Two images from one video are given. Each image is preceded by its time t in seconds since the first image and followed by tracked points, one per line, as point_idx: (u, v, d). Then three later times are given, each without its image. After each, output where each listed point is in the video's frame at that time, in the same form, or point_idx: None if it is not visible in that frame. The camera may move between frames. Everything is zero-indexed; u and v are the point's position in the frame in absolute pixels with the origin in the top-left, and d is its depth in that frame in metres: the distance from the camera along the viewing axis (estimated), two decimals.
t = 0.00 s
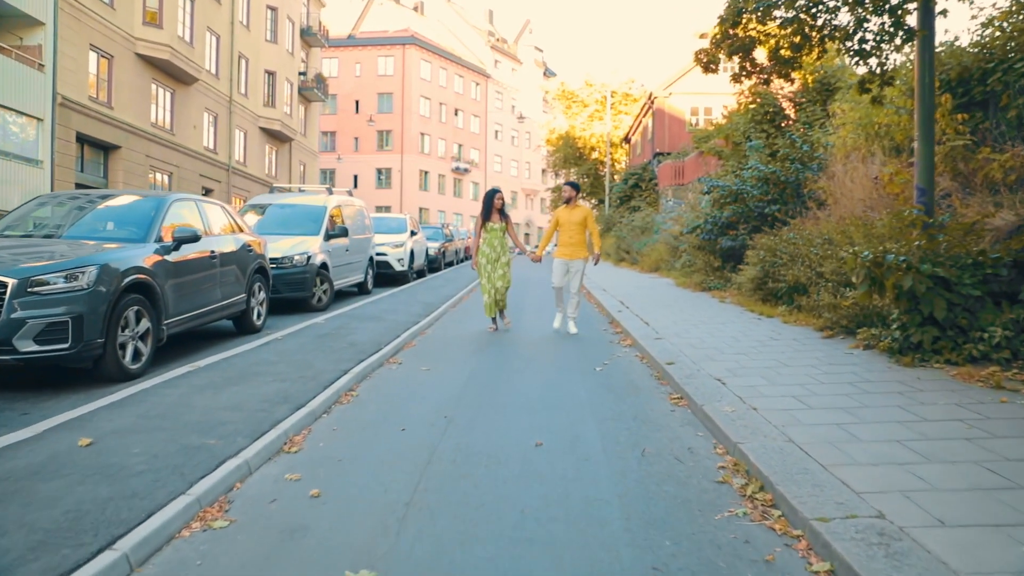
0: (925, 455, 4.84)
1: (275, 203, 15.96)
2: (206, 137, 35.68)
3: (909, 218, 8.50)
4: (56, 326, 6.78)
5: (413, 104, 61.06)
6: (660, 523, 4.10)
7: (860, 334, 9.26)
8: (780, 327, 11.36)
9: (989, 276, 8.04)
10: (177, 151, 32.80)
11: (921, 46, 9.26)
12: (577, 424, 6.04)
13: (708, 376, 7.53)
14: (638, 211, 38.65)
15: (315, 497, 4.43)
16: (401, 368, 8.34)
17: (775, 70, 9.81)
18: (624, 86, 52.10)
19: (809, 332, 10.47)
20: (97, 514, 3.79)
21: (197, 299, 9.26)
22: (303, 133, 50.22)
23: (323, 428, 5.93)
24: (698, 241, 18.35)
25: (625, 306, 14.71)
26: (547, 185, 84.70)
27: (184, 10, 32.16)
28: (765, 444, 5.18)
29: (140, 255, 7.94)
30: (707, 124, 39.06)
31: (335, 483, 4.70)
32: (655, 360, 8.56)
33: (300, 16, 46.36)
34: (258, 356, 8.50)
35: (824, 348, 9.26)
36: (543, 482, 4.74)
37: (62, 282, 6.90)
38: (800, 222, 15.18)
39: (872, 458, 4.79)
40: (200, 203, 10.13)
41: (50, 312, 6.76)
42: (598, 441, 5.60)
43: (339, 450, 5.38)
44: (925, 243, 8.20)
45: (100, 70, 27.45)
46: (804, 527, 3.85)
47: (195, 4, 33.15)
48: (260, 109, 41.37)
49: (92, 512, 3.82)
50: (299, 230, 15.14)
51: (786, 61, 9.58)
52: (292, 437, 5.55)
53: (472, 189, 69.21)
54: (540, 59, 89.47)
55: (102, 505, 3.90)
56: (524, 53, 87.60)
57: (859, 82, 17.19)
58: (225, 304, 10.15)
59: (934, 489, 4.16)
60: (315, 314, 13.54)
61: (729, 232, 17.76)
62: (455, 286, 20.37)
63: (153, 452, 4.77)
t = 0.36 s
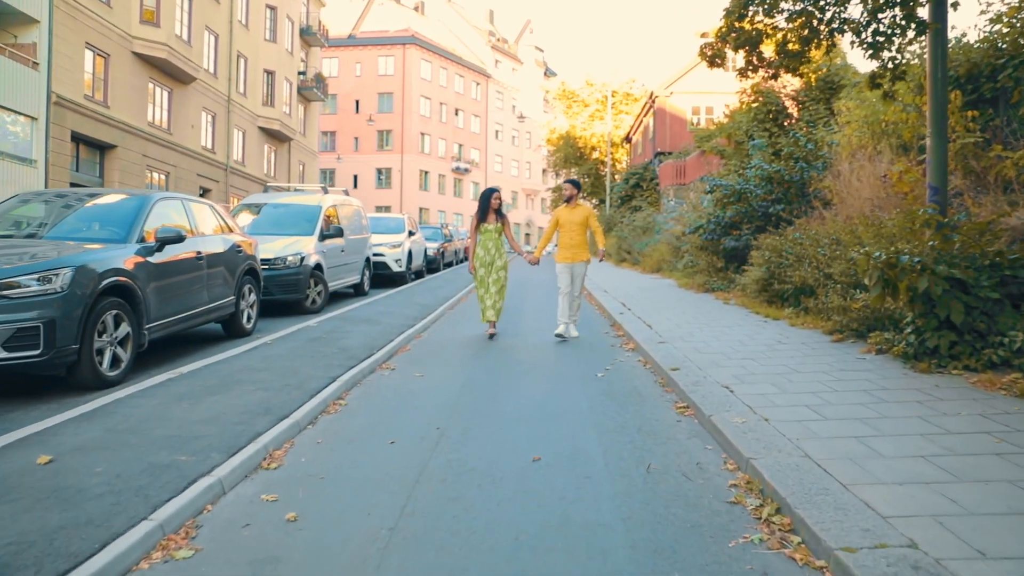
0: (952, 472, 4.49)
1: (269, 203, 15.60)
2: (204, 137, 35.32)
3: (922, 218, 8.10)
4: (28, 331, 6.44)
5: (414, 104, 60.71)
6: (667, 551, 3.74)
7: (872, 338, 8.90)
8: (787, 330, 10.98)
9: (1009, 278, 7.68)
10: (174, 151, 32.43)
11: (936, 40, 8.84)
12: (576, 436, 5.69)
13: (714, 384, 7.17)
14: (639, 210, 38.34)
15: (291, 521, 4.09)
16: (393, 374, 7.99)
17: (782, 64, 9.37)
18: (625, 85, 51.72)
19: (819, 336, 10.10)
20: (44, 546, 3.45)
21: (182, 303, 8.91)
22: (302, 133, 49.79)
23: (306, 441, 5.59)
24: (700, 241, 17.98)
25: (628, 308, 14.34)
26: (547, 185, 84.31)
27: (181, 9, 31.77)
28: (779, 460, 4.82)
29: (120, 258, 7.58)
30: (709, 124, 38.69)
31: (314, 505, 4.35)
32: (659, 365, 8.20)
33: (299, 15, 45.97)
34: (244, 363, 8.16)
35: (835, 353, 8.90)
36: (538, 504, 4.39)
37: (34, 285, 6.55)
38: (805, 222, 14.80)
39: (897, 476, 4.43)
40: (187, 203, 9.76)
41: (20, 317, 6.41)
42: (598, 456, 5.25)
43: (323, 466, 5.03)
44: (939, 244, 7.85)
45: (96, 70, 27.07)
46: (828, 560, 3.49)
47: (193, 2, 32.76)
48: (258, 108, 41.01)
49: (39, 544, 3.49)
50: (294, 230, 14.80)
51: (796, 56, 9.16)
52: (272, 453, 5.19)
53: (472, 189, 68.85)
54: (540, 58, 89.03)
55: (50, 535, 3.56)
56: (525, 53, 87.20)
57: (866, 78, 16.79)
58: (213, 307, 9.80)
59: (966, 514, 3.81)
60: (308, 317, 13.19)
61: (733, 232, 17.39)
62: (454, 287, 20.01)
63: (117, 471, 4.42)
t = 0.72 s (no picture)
0: (986, 495, 4.14)
1: (263, 203, 15.24)
2: (201, 137, 34.98)
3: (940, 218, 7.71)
4: None
5: (414, 103, 60.35)
6: None
7: (885, 343, 8.56)
8: (795, 333, 10.62)
9: None
10: (171, 151, 32.07)
11: (951, 31, 8.46)
12: (576, 450, 5.34)
13: (721, 392, 6.82)
14: (640, 210, 38.06)
15: (264, 549, 3.74)
16: (385, 381, 7.63)
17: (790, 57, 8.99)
18: (625, 85, 51.37)
19: (828, 340, 9.73)
20: None
21: (167, 306, 8.56)
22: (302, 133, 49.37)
23: (288, 455, 5.24)
24: (703, 242, 17.61)
25: (630, 309, 13.98)
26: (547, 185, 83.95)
27: (178, 7, 31.39)
28: (796, 479, 4.47)
29: (99, 259, 7.24)
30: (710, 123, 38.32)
31: (290, 530, 4.00)
32: (663, 371, 7.85)
33: (298, 14, 45.62)
34: (230, 369, 7.81)
35: (846, 358, 8.55)
36: (535, 529, 4.04)
37: (5, 288, 6.19)
38: (811, 222, 14.44)
39: (926, 500, 4.08)
40: (171, 202, 9.39)
41: None
42: (600, 473, 4.90)
43: (304, 485, 4.68)
44: (955, 245, 7.49)
45: (92, 68, 26.68)
46: None
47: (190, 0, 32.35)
48: (256, 108, 40.66)
49: None
50: (287, 231, 14.45)
51: (807, 48, 8.79)
52: (250, 469, 4.84)
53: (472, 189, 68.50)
54: (539, 57, 88.63)
55: None
56: (525, 53, 86.82)
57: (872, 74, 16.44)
58: (201, 310, 9.44)
59: (1007, 547, 3.47)
60: (302, 320, 12.83)
61: (736, 232, 17.02)
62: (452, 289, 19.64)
63: (78, 492, 4.07)
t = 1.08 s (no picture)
0: None
1: (257, 203, 14.88)
2: (198, 135, 34.63)
3: (957, 218, 7.39)
4: None
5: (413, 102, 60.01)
6: None
7: (900, 348, 8.20)
8: (803, 336, 10.25)
9: None
10: (167, 150, 31.72)
11: (966, 24, 8.11)
12: (579, 465, 4.99)
13: (731, 400, 6.45)
14: (641, 209, 37.88)
15: None
16: (377, 388, 7.28)
17: (799, 50, 8.65)
18: (626, 84, 51.02)
19: (838, 344, 9.37)
20: None
21: (151, 309, 8.21)
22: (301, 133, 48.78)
23: (270, 471, 4.89)
24: (706, 242, 17.23)
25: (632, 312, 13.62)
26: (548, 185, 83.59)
27: (174, 4, 31.04)
28: (816, 499, 4.11)
29: (77, 260, 6.89)
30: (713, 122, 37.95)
31: (264, 557, 3.65)
32: (668, 378, 7.48)
33: (296, 12, 45.27)
34: (215, 375, 7.46)
35: (859, 363, 8.18)
36: (533, 555, 3.70)
37: None
38: (817, 221, 14.10)
39: (961, 524, 3.72)
40: (155, 201, 9.04)
41: None
42: (603, 492, 4.55)
43: (284, 504, 4.33)
44: (972, 245, 7.14)
45: (86, 66, 26.38)
46: None
47: None
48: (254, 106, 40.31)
49: None
50: (281, 231, 14.09)
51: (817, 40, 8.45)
52: (227, 487, 4.49)
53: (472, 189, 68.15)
54: (539, 57, 88.21)
55: None
56: (525, 52, 86.47)
57: (879, 71, 16.10)
58: (187, 313, 9.08)
59: None
60: (295, 322, 12.48)
61: (740, 233, 16.66)
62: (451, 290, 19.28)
63: (34, 516, 3.74)
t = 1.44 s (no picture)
0: None
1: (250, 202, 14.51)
2: (195, 134, 34.27)
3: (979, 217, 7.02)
4: None
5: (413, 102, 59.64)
6: None
7: (916, 354, 7.84)
8: (812, 340, 9.88)
9: None
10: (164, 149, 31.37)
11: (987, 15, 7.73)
12: (582, 485, 4.63)
13: (743, 411, 6.08)
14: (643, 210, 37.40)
15: None
16: (368, 397, 6.91)
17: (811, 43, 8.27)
18: (627, 83, 50.66)
19: (850, 349, 8.99)
20: None
21: (134, 313, 7.86)
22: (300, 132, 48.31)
23: (248, 490, 4.53)
24: (710, 242, 16.85)
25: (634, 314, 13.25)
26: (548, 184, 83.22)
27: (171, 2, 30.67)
28: (843, 527, 3.75)
29: (53, 265, 6.54)
30: (715, 121, 37.57)
31: None
32: (675, 386, 7.11)
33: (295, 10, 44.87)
34: (199, 383, 7.11)
35: (874, 370, 7.82)
36: None
37: None
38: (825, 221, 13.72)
39: (1008, 558, 3.36)
40: (138, 198, 8.65)
41: None
42: (608, 515, 4.19)
43: (261, 529, 3.96)
44: (995, 246, 6.76)
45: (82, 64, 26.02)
46: None
47: None
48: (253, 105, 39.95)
49: None
50: (275, 231, 13.72)
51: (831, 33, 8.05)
52: (199, 510, 4.13)
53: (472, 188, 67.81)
54: (540, 56, 87.80)
55: None
56: (525, 51, 86.05)
57: (887, 68, 15.71)
58: (173, 317, 8.73)
59: None
60: (288, 325, 12.12)
61: (744, 233, 16.30)
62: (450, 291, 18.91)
63: None
